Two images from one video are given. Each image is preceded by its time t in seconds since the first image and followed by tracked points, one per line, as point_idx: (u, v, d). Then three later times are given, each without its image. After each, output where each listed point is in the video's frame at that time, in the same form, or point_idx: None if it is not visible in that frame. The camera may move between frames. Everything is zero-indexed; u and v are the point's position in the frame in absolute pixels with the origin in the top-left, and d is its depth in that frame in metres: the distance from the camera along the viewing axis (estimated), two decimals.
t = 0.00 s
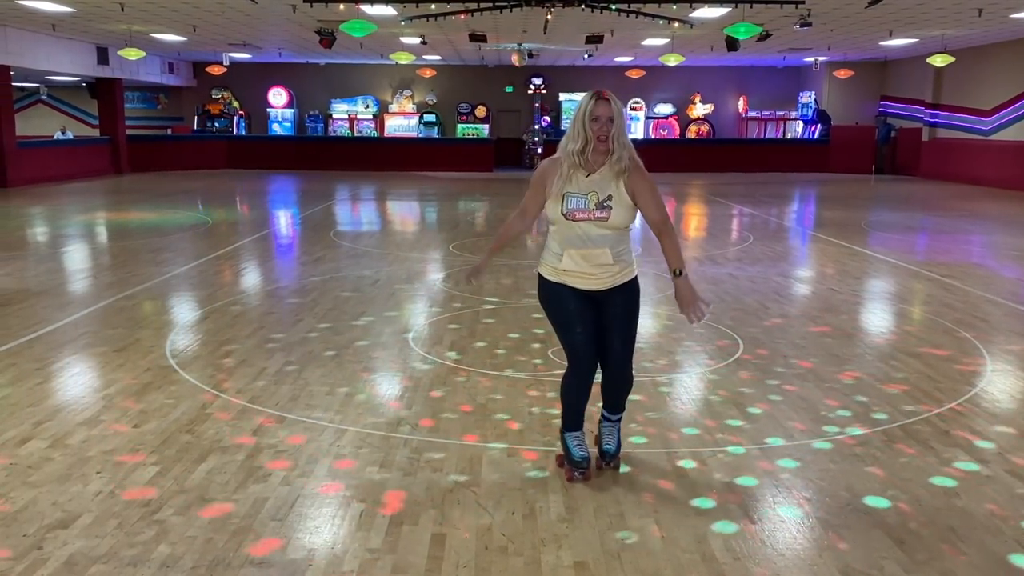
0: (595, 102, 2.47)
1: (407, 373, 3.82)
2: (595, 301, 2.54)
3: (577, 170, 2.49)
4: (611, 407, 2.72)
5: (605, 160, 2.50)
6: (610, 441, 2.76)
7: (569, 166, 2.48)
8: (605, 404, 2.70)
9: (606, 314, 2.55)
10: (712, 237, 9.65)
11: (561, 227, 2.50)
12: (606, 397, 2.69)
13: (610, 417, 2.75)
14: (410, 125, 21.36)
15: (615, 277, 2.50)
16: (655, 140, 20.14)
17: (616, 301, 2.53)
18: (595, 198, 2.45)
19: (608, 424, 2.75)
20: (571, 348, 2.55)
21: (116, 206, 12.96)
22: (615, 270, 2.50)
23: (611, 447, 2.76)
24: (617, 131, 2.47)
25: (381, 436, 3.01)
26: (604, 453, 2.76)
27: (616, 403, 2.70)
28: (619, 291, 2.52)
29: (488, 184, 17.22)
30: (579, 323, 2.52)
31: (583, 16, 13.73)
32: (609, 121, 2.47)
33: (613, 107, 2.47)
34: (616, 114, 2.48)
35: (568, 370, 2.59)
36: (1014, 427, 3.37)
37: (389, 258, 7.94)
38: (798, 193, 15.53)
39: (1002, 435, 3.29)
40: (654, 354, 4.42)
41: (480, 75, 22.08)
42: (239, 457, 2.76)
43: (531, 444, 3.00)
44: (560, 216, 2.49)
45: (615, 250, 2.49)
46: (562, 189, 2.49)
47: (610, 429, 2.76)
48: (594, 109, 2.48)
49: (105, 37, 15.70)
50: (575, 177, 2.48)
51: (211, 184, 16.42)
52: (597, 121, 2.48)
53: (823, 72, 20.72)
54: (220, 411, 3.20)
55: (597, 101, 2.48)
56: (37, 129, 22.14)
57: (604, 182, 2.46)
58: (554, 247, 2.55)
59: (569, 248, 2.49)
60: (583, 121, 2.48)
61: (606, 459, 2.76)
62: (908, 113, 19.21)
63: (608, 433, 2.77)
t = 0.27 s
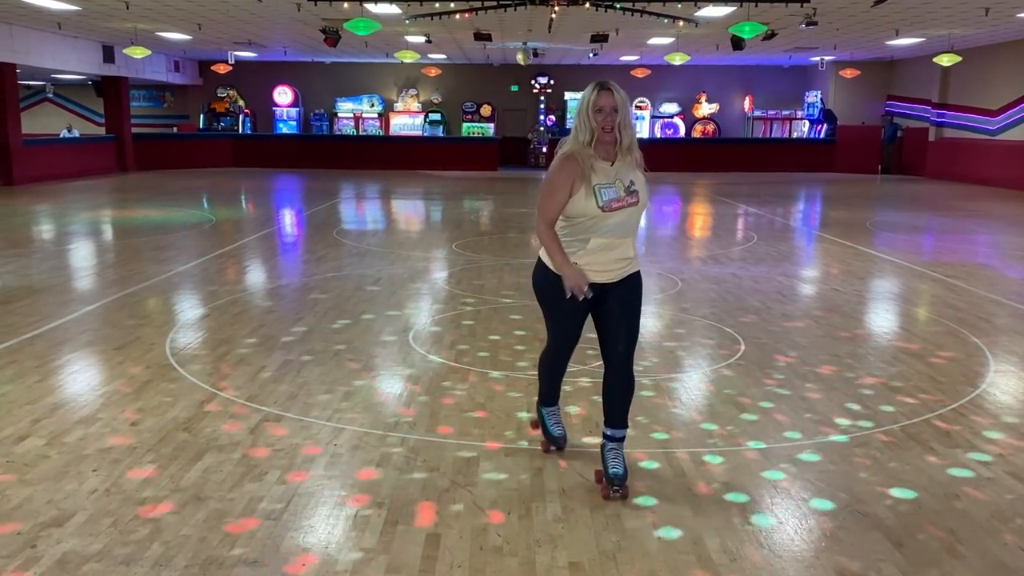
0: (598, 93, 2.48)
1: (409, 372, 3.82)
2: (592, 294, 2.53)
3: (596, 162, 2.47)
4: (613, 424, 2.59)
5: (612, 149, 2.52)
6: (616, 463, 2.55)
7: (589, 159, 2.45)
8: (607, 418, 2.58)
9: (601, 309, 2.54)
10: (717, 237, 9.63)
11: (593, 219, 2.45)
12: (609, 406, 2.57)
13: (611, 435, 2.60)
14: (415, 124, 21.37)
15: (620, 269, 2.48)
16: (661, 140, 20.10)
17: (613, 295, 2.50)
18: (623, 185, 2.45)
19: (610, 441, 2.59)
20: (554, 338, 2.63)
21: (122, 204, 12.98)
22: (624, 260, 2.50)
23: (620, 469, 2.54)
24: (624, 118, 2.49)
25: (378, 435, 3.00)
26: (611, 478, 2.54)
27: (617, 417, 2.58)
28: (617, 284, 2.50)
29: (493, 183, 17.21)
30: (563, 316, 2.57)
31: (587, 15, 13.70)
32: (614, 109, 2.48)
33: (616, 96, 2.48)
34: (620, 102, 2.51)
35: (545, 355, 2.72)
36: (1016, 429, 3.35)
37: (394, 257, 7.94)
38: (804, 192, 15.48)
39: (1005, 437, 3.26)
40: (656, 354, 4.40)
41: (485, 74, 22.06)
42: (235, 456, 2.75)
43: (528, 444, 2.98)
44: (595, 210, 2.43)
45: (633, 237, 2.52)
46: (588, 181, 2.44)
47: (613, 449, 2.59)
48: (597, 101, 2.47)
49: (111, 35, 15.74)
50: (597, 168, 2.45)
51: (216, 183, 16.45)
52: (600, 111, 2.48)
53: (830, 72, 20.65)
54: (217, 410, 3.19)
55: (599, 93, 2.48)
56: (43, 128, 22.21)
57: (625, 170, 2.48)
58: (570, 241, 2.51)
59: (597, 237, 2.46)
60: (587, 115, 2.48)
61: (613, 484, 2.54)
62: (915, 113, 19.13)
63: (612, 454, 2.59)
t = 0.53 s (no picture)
0: (597, 98, 2.45)
1: (408, 372, 3.82)
2: (597, 300, 2.51)
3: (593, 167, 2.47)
4: (603, 413, 2.68)
5: (609, 153, 2.50)
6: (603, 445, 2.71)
7: (584, 164, 2.44)
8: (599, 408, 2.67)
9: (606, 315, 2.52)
10: (721, 237, 9.61)
11: (588, 225, 2.46)
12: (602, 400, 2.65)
13: (602, 422, 2.70)
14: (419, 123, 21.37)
15: (621, 273, 2.48)
16: (665, 139, 20.07)
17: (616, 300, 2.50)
18: (618, 191, 2.46)
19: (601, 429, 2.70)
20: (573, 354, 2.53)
21: (126, 202, 13.01)
22: (625, 264, 2.50)
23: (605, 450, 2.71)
24: (621, 123, 2.47)
25: (373, 436, 3.00)
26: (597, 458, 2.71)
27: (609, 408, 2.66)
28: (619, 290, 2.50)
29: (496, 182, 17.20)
30: (580, 328, 2.50)
31: (590, 15, 13.68)
32: (612, 115, 2.46)
33: (615, 102, 2.46)
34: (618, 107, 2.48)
35: (562, 372, 2.60)
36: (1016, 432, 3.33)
37: (396, 257, 7.93)
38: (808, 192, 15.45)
39: (1004, 439, 3.25)
40: (655, 355, 4.39)
41: (489, 73, 22.05)
42: (230, 456, 2.75)
43: (524, 445, 2.97)
44: (588, 216, 2.44)
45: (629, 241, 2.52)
46: (584, 186, 2.45)
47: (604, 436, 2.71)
48: (595, 106, 2.45)
49: (114, 34, 15.76)
50: (593, 173, 2.45)
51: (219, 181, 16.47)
52: (598, 116, 2.46)
53: (834, 72, 20.61)
54: (213, 410, 3.19)
55: (598, 98, 2.46)
56: (48, 126, 22.25)
57: (620, 175, 2.48)
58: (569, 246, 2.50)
59: (593, 244, 2.46)
60: (585, 120, 2.45)
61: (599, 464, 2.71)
62: (920, 113, 19.08)
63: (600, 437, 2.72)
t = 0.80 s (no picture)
0: (596, 95, 2.43)
1: (406, 372, 3.81)
2: (592, 296, 2.49)
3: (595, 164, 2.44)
4: (599, 412, 2.68)
5: (607, 151, 2.49)
6: (600, 446, 2.69)
7: (587, 162, 2.42)
8: (594, 406, 2.66)
9: (600, 311, 2.52)
10: (725, 236, 9.57)
11: (589, 223, 2.43)
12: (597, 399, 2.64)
13: (598, 422, 2.70)
14: (422, 122, 21.38)
15: (618, 269, 2.48)
16: (669, 138, 20.03)
17: (611, 297, 2.49)
18: (620, 190, 2.44)
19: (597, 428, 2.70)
20: (568, 350, 2.50)
21: (129, 201, 13.01)
22: (621, 261, 2.50)
23: (602, 451, 2.69)
24: (621, 121, 2.45)
25: (370, 435, 2.99)
26: (594, 460, 2.70)
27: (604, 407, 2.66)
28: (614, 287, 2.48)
29: (499, 181, 17.17)
30: (573, 320, 2.48)
31: (593, 13, 13.65)
32: (612, 112, 2.44)
33: (613, 99, 2.44)
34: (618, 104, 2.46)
35: (556, 371, 2.58)
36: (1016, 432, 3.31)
37: (399, 256, 7.92)
38: (812, 191, 15.41)
39: (1005, 441, 3.22)
40: (655, 355, 4.37)
41: (493, 72, 22.03)
42: (225, 456, 2.75)
43: (521, 445, 2.97)
44: (592, 215, 2.42)
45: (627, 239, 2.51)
46: (586, 184, 2.42)
47: (600, 435, 2.70)
48: (594, 103, 2.43)
49: (118, 32, 15.78)
50: (596, 172, 2.43)
51: (222, 180, 16.48)
52: (597, 114, 2.45)
53: (838, 71, 20.55)
54: (210, 409, 3.19)
55: (596, 95, 2.44)
56: (51, 124, 22.29)
57: (621, 173, 2.47)
58: (566, 245, 2.49)
59: (593, 242, 2.45)
60: (586, 117, 2.43)
61: (596, 464, 2.69)
62: (924, 112, 19.02)
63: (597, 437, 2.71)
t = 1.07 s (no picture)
0: (592, 92, 2.42)
1: (405, 371, 3.80)
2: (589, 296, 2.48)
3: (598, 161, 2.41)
4: (600, 421, 2.60)
5: (606, 149, 2.47)
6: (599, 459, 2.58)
7: (591, 158, 2.39)
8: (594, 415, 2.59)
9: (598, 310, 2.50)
10: (727, 235, 9.55)
11: (597, 220, 2.40)
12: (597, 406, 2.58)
13: (597, 433, 2.61)
14: (425, 120, 21.39)
15: (616, 268, 2.46)
16: (671, 137, 20.00)
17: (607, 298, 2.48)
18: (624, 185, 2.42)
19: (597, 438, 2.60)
20: (554, 343, 2.55)
21: (131, 199, 13.02)
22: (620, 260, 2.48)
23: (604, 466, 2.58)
24: (617, 118, 2.44)
25: (365, 436, 2.98)
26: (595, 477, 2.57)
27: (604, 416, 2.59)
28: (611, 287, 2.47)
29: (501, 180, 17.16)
30: (567, 313, 2.48)
31: (595, 12, 13.63)
32: (607, 109, 2.43)
33: (608, 96, 2.43)
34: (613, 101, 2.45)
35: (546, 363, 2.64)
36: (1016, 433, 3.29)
37: (400, 255, 7.90)
38: (815, 190, 15.37)
39: (1004, 442, 3.20)
40: (654, 355, 4.36)
41: (495, 71, 22.01)
42: (219, 456, 2.74)
43: (517, 446, 2.95)
44: (602, 210, 2.38)
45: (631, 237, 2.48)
46: (592, 182, 2.38)
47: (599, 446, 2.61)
48: (588, 101, 2.42)
49: (120, 31, 15.79)
50: (601, 168, 2.40)
51: (224, 178, 16.49)
52: (592, 111, 2.44)
53: (841, 69, 20.50)
54: (205, 409, 3.18)
55: (591, 93, 2.43)
56: (54, 123, 22.32)
57: (623, 169, 2.45)
58: (566, 244, 2.45)
59: (598, 239, 2.41)
60: (583, 115, 2.41)
61: (597, 479, 2.56)
62: (927, 110, 18.96)
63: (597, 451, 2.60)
